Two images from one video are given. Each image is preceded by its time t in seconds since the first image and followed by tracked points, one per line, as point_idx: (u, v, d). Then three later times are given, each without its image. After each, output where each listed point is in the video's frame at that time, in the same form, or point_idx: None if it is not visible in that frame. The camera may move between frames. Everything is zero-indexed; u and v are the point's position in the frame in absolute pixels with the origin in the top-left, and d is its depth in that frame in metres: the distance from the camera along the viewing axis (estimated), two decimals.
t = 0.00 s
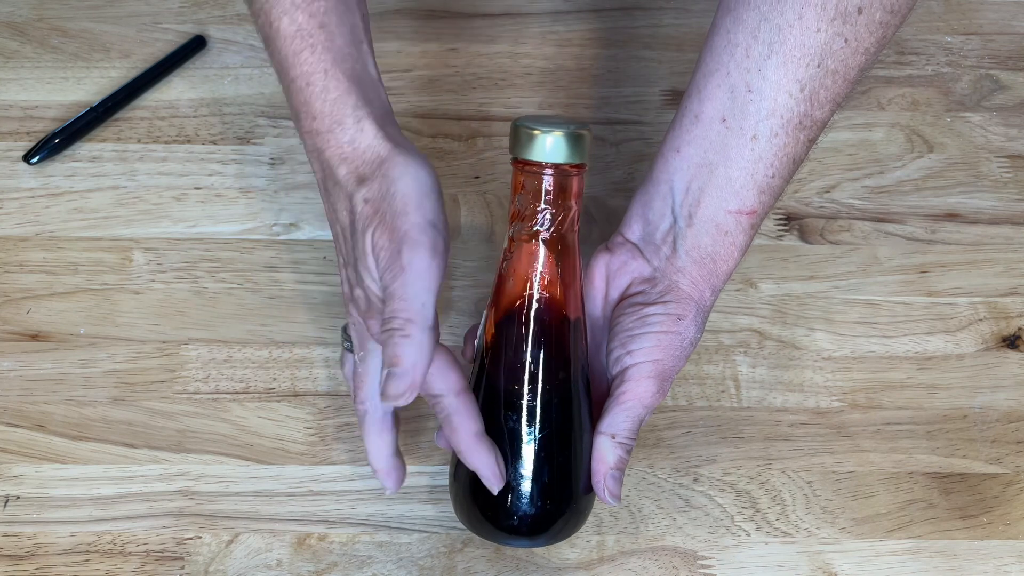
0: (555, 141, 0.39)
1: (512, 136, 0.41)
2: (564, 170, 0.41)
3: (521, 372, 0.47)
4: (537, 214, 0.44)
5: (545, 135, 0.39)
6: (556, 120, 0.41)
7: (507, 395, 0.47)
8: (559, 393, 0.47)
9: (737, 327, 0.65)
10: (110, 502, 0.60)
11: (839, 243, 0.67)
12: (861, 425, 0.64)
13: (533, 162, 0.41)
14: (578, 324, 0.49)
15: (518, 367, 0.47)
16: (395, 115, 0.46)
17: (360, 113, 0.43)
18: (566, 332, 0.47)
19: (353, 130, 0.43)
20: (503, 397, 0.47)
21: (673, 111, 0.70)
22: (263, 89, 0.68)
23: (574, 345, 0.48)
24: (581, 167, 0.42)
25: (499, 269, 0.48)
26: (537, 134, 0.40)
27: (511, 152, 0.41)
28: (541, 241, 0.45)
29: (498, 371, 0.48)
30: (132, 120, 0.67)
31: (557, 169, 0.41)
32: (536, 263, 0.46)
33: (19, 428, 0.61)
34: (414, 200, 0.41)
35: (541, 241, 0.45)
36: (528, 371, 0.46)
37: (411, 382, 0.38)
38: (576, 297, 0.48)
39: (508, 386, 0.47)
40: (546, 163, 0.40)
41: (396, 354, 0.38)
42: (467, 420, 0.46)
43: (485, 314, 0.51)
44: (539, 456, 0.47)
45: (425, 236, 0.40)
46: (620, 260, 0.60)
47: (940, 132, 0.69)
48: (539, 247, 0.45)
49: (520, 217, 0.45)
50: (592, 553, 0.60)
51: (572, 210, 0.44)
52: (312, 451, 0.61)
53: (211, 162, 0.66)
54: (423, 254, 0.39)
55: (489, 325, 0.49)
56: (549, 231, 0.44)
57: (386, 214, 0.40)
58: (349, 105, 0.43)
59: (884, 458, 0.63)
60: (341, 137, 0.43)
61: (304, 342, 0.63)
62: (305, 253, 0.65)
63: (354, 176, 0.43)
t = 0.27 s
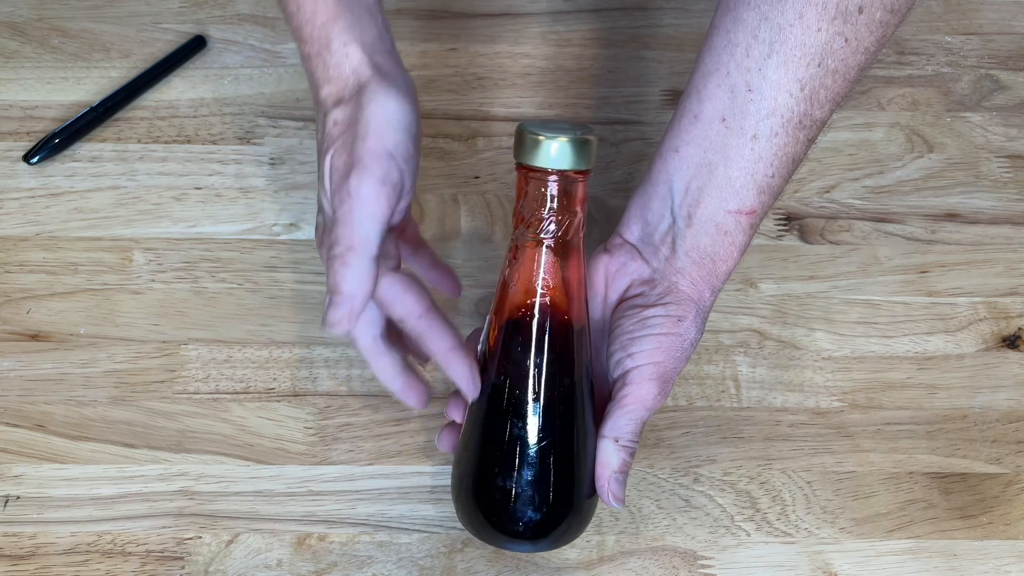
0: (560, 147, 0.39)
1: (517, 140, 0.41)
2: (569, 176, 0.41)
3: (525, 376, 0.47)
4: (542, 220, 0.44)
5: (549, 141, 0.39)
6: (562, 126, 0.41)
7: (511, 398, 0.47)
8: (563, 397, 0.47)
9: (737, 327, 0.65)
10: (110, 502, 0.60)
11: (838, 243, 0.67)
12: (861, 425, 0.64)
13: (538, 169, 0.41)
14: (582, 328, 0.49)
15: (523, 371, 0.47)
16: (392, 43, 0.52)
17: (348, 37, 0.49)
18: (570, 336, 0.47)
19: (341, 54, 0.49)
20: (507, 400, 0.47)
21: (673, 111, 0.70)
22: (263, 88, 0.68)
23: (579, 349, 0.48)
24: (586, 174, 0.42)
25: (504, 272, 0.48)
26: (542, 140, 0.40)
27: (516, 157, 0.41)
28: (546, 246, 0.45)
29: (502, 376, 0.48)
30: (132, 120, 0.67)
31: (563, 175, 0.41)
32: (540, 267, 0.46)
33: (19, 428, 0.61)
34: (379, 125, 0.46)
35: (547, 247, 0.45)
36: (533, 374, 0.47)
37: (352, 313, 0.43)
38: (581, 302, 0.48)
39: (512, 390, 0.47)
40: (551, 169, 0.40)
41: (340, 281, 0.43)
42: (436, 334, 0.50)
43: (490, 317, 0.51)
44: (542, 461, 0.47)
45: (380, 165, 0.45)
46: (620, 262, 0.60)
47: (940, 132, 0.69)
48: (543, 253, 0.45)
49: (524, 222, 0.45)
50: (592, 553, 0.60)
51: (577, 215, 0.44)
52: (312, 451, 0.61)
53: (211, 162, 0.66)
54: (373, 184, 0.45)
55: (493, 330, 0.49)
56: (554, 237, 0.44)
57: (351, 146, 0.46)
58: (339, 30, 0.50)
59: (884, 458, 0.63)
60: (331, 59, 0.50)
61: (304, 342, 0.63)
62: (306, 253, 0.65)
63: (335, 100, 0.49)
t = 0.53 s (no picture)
0: (566, 144, 0.39)
1: (521, 135, 0.41)
2: (574, 173, 0.41)
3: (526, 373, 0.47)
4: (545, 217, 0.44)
5: (555, 138, 0.39)
6: (566, 123, 0.41)
7: (512, 395, 0.47)
8: (564, 395, 0.47)
9: (737, 327, 0.65)
10: (110, 502, 0.60)
11: (838, 243, 0.67)
12: (861, 425, 0.64)
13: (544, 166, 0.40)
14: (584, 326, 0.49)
15: (524, 368, 0.47)
16: (398, 21, 0.52)
17: (355, 11, 0.51)
18: (572, 333, 0.47)
19: (348, 28, 0.51)
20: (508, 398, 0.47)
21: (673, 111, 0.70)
22: (263, 88, 0.68)
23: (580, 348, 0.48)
24: (591, 171, 0.42)
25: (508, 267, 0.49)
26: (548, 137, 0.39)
27: (521, 154, 0.41)
28: (548, 244, 0.45)
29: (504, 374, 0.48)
30: (132, 120, 0.67)
31: (568, 172, 0.41)
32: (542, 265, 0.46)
33: (19, 428, 0.61)
34: (388, 98, 0.47)
35: (549, 245, 0.45)
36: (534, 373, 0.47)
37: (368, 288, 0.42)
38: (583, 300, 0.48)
39: (514, 387, 0.47)
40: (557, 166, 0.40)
41: (353, 255, 0.41)
42: (445, 308, 0.51)
43: (493, 313, 0.51)
44: (542, 459, 0.47)
45: (391, 139, 0.45)
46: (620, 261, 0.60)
47: (940, 132, 0.69)
48: (545, 250, 0.45)
49: (527, 218, 0.44)
50: (592, 553, 0.60)
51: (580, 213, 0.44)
52: (312, 451, 0.61)
53: (211, 162, 0.66)
54: (385, 158, 0.44)
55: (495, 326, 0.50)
56: (557, 235, 0.44)
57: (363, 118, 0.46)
58: (346, 3, 0.51)
59: (884, 458, 0.63)
60: (339, 33, 0.51)
61: (304, 342, 0.63)
62: (305, 253, 0.65)
63: (343, 74, 0.50)
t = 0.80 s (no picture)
0: (562, 143, 0.39)
1: (518, 134, 0.41)
2: (570, 172, 0.41)
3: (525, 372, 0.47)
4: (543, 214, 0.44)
5: (552, 136, 0.39)
6: (564, 122, 0.41)
7: (512, 394, 0.47)
8: (564, 394, 0.47)
9: (737, 327, 0.65)
10: (110, 502, 0.60)
11: (838, 243, 0.67)
12: (861, 425, 0.64)
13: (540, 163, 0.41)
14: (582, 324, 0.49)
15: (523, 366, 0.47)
16: (395, 25, 0.53)
17: (352, 15, 0.51)
18: (570, 332, 0.47)
19: (346, 31, 0.51)
20: (508, 397, 0.47)
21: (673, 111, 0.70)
22: (263, 88, 0.68)
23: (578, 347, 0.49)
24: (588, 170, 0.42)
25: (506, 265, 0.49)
26: (545, 135, 0.40)
27: (518, 151, 0.41)
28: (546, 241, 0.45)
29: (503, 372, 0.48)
30: (132, 120, 0.67)
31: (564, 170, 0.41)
32: (541, 264, 0.46)
33: (19, 428, 0.61)
34: (387, 104, 0.47)
35: (547, 242, 0.45)
36: (533, 371, 0.47)
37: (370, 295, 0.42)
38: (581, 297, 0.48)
39: (512, 385, 0.47)
40: (552, 164, 0.40)
41: (355, 262, 0.41)
42: (440, 310, 0.50)
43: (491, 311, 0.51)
44: (541, 457, 0.47)
45: (390, 146, 0.45)
46: (619, 259, 0.60)
47: (940, 132, 0.69)
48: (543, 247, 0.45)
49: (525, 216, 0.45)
50: (592, 552, 0.60)
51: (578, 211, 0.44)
52: (312, 451, 0.61)
53: (211, 162, 0.66)
54: (385, 165, 0.44)
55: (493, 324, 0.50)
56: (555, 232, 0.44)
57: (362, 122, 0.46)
58: (343, 7, 0.51)
59: (884, 458, 0.63)
60: (337, 37, 0.51)
61: (304, 342, 0.63)
62: (306, 253, 0.65)
63: (340, 79, 0.50)
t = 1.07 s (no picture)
0: (561, 139, 0.39)
1: (517, 131, 0.41)
2: (570, 168, 0.41)
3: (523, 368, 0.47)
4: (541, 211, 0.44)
5: (551, 133, 0.39)
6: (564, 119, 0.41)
7: (509, 392, 0.47)
8: (561, 391, 0.47)
9: (737, 327, 0.65)
10: (110, 502, 0.60)
11: (838, 244, 0.67)
12: (861, 425, 0.64)
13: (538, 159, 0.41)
14: (581, 322, 0.49)
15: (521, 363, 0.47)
16: (395, 24, 0.52)
17: (352, 15, 0.51)
18: (568, 329, 0.48)
19: (345, 32, 0.50)
20: (506, 394, 0.47)
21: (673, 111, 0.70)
22: (263, 88, 0.68)
23: (576, 344, 0.49)
24: (587, 167, 0.42)
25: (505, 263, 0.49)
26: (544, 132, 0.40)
27: (517, 147, 0.41)
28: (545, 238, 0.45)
29: (502, 370, 0.48)
30: (132, 120, 0.67)
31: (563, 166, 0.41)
32: (540, 262, 0.46)
33: (19, 428, 0.61)
34: (387, 105, 0.47)
35: (546, 238, 0.45)
36: (532, 368, 0.47)
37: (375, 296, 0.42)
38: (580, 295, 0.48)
39: (510, 383, 0.47)
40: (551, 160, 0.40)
41: (358, 263, 0.41)
42: (439, 308, 0.50)
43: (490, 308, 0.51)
44: (539, 455, 0.47)
45: (391, 147, 0.45)
46: (620, 259, 0.60)
47: (940, 132, 0.69)
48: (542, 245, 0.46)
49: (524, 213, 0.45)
50: (592, 553, 0.60)
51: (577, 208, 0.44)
52: (312, 451, 0.61)
53: (211, 162, 0.66)
54: (385, 166, 0.44)
55: (492, 321, 0.50)
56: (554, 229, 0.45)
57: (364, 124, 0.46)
58: (343, 7, 0.51)
59: (884, 458, 0.63)
60: (336, 37, 0.51)
61: (304, 342, 0.63)
62: (306, 253, 0.65)
63: (339, 79, 0.50)
